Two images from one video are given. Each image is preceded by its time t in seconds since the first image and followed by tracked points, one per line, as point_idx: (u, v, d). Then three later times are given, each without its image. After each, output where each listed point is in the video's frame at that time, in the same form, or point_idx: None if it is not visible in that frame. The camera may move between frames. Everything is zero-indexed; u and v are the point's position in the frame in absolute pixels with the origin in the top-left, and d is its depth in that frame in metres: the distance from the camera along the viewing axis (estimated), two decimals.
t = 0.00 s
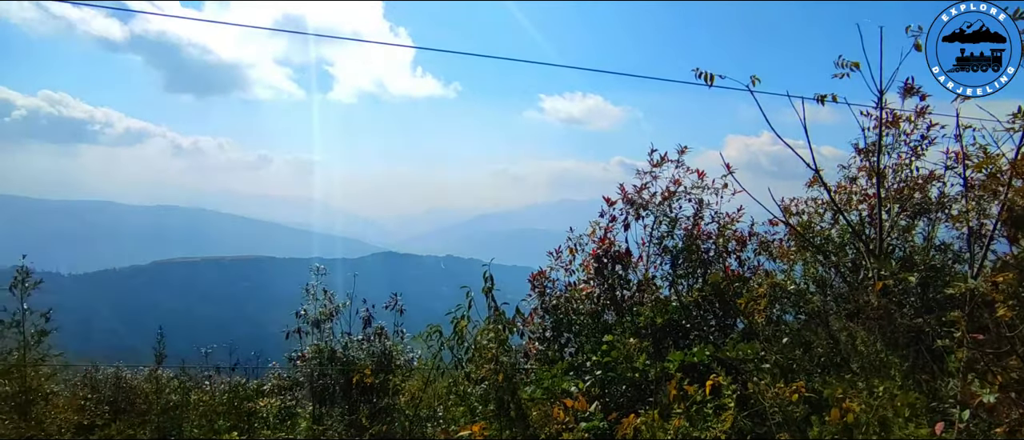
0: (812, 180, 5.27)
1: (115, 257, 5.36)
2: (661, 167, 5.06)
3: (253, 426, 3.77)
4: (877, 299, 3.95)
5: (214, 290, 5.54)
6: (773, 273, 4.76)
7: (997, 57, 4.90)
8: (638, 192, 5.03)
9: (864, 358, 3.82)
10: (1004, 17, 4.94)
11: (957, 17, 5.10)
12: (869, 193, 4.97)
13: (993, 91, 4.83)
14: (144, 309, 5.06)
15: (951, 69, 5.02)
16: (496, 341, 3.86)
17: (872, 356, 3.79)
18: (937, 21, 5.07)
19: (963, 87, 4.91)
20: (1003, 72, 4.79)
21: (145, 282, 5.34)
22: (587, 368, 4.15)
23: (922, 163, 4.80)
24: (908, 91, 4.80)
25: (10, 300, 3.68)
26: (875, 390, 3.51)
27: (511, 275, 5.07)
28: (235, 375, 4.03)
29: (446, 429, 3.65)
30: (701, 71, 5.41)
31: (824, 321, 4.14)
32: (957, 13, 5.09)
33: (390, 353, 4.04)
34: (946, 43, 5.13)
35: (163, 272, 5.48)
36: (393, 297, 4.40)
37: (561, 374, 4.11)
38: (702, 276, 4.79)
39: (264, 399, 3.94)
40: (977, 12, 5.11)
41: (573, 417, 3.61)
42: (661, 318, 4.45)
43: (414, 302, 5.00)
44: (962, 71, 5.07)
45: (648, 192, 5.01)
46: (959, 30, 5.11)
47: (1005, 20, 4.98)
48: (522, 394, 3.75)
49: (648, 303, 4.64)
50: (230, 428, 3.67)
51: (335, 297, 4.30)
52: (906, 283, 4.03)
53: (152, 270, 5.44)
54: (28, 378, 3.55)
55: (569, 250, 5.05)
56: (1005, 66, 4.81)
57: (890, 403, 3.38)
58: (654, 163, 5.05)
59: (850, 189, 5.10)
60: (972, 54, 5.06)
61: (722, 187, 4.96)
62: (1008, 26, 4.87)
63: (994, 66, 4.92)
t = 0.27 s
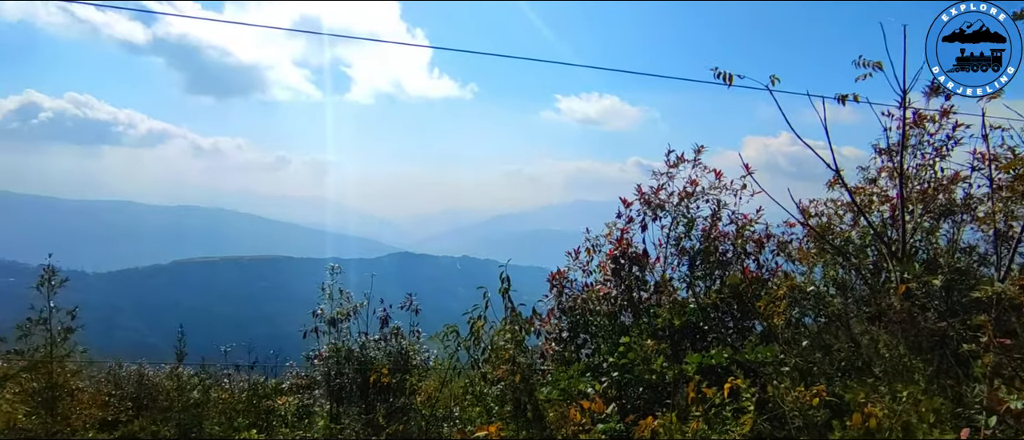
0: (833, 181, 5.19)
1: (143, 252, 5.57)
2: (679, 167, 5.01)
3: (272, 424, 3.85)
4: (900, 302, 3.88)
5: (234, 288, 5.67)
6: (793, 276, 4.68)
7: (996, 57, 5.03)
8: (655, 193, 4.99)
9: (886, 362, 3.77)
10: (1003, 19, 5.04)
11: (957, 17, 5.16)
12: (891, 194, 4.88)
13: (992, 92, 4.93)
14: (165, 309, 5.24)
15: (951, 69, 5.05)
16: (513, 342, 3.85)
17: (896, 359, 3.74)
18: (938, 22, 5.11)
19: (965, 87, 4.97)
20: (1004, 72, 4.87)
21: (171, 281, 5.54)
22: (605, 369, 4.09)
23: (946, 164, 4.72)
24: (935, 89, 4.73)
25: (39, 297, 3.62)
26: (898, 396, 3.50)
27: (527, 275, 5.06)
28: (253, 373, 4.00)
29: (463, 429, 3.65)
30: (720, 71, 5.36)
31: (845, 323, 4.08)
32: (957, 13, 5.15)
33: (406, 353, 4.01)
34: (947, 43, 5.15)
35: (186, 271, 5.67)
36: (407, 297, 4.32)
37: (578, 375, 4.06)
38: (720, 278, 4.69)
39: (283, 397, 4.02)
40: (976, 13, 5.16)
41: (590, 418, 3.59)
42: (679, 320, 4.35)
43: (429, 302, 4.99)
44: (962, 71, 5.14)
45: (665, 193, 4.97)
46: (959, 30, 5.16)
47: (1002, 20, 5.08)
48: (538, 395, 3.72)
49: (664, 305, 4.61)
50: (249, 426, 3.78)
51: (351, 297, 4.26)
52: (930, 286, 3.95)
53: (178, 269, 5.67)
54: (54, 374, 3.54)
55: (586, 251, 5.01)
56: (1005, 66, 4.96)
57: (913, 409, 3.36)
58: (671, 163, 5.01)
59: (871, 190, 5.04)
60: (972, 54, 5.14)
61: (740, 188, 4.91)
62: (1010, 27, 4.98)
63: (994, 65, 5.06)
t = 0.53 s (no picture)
0: (855, 182, 5.11)
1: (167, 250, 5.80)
2: (696, 167, 4.98)
3: (291, 421, 3.83)
4: (925, 306, 3.84)
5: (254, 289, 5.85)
6: (815, 279, 4.47)
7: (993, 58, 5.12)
8: (673, 194, 4.96)
9: (911, 367, 3.67)
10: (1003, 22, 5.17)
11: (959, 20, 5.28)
12: (914, 195, 4.82)
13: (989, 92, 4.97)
14: (187, 306, 5.40)
15: (951, 68, 5.16)
16: (531, 343, 3.88)
17: (921, 364, 3.65)
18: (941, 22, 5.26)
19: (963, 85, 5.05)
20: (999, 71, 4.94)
21: (194, 283, 5.76)
22: (622, 370, 4.09)
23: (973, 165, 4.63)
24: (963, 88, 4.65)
25: (66, 294, 3.65)
26: (924, 401, 3.43)
27: (545, 276, 5.06)
28: (274, 372, 4.08)
29: (481, 430, 3.65)
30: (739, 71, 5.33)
31: (867, 327, 3.99)
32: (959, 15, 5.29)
33: (424, 353, 4.06)
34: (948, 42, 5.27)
35: (208, 273, 5.89)
36: (424, 297, 4.32)
37: (595, 376, 4.04)
38: (739, 280, 4.68)
39: (301, 395, 4.04)
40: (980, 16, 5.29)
41: (607, 421, 3.57)
42: (698, 322, 4.33)
43: (446, 303, 4.98)
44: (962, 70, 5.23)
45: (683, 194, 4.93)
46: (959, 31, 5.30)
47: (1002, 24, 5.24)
48: (556, 396, 3.74)
49: (683, 307, 4.52)
50: (269, 423, 3.77)
51: (370, 297, 4.28)
52: (956, 289, 3.92)
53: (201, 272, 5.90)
54: (81, 370, 3.57)
55: (604, 252, 5.00)
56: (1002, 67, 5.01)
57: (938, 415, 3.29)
58: (688, 164, 4.98)
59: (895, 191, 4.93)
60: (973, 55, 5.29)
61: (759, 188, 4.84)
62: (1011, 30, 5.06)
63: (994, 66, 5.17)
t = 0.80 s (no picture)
0: (876, 184, 5.05)
1: (189, 252, 6.06)
2: (715, 168, 4.93)
3: (310, 420, 3.81)
4: (952, 310, 3.71)
5: (272, 290, 6.01)
6: (837, 282, 4.47)
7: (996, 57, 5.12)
8: (691, 195, 4.91)
9: (939, 372, 3.58)
10: (1004, 19, 5.17)
11: (957, 18, 5.23)
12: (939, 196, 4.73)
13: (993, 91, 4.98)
14: (209, 304, 5.52)
15: (951, 69, 5.10)
16: (550, 344, 3.87)
17: (947, 369, 3.55)
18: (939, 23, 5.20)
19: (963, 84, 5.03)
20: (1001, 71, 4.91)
21: (215, 284, 5.93)
22: (640, 372, 4.06)
23: (999, 166, 4.55)
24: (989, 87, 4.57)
25: (95, 292, 3.74)
26: (952, 406, 3.35)
27: (563, 276, 5.05)
28: (294, 370, 4.22)
29: (498, 430, 3.57)
30: (759, 71, 5.29)
31: (891, 331, 3.94)
32: (959, 13, 5.23)
33: (441, 354, 4.06)
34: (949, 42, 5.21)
35: (228, 275, 6.09)
36: (440, 298, 4.41)
37: (614, 378, 4.02)
38: (759, 281, 4.63)
39: (321, 393, 4.08)
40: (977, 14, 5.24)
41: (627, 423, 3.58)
42: (718, 324, 4.24)
43: (464, 304, 4.99)
44: (963, 70, 5.17)
45: (701, 195, 4.88)
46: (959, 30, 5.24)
47: (1002, 21, 5.21)
48: (574, 397, 3.71)
49: (703, 309, 4.43)
50: (289, 421, 3.73)
51: (388, 297, 4.33)
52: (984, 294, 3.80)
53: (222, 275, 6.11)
54: (108, 367, 3.59)
55: (623, 253, 4.97)
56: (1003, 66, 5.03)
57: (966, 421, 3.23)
58: (706, 165, 4.93)
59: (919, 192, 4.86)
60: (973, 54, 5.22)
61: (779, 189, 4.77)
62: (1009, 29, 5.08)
63: (994, 65, 5.15)
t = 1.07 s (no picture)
0: (898, 186, 4.97)
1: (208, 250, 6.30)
2: (734, 169, 4.88)
3: (329, 418, 3.84)
4: (980, 314, 3.61)
5: (290, 288, 6.11)
6: (856, 284, 4.48)
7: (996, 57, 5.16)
8: (710, 196, 4.86)
9: (965, 378, 3.52)
10: (1005, 17, 5.14)
11: (958, 17, 5.24)
12: (963, 197, 4.68)
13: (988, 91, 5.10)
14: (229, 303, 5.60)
15: (949, 70, 5.25)
16: (567, 345, 3.78)
17: (975, 375, 3.50)
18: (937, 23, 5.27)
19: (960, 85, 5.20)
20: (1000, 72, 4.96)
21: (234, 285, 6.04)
22: (658, 374, 4.02)
23: None
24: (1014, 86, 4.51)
25: (122, 291, 3.68)
26: (979, 413, 3.30)
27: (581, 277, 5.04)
28: (313, 370, 4.28)
29: (515, 431, 3.59)
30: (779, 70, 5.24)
31: (916, 335, 3.88)
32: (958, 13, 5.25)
33: (456, 354, 3.99)
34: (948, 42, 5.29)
35: (247, 273, 6.30)
36: (456, 298, 4.41)
37: (631, 379, 4.01)
38: (779, 284, 4.57)
39: (339, 392, 4.10)
40: (978, 12, 5.24)
41: (645, 425, 3.62)
42: (737, 326, 4.25)
43: (483, 306, 5.03)
44: (962, 70, 5.27)
45: (719, 196, 4.82)
46: (959, 30, 5.27)
47: (1006, 19, 5.19)
48: (592, 398, 3.68)
49: (721, 311, 4.47)
50: (308, 420, 3.75)
51: (405, 298, 4.33)
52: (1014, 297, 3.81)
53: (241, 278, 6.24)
54: (133, 364, 3.50)
55: (640, 255, 4.94)
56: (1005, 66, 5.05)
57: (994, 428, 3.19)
58: (724, 166, 4.89)
59: (942, 194, 4.83)
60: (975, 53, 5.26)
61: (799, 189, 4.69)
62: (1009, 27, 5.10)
63: (994, 65, 5.17)
